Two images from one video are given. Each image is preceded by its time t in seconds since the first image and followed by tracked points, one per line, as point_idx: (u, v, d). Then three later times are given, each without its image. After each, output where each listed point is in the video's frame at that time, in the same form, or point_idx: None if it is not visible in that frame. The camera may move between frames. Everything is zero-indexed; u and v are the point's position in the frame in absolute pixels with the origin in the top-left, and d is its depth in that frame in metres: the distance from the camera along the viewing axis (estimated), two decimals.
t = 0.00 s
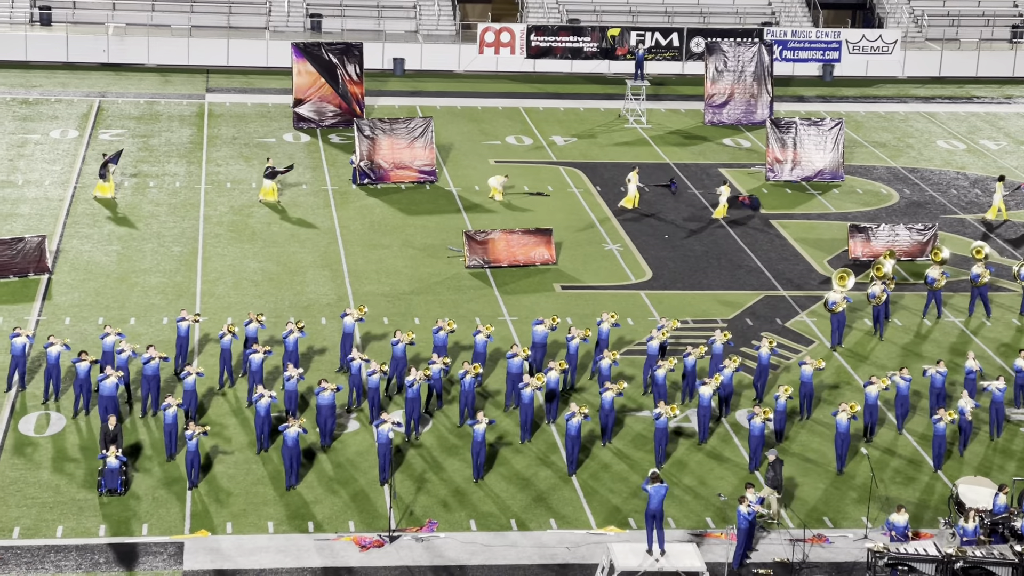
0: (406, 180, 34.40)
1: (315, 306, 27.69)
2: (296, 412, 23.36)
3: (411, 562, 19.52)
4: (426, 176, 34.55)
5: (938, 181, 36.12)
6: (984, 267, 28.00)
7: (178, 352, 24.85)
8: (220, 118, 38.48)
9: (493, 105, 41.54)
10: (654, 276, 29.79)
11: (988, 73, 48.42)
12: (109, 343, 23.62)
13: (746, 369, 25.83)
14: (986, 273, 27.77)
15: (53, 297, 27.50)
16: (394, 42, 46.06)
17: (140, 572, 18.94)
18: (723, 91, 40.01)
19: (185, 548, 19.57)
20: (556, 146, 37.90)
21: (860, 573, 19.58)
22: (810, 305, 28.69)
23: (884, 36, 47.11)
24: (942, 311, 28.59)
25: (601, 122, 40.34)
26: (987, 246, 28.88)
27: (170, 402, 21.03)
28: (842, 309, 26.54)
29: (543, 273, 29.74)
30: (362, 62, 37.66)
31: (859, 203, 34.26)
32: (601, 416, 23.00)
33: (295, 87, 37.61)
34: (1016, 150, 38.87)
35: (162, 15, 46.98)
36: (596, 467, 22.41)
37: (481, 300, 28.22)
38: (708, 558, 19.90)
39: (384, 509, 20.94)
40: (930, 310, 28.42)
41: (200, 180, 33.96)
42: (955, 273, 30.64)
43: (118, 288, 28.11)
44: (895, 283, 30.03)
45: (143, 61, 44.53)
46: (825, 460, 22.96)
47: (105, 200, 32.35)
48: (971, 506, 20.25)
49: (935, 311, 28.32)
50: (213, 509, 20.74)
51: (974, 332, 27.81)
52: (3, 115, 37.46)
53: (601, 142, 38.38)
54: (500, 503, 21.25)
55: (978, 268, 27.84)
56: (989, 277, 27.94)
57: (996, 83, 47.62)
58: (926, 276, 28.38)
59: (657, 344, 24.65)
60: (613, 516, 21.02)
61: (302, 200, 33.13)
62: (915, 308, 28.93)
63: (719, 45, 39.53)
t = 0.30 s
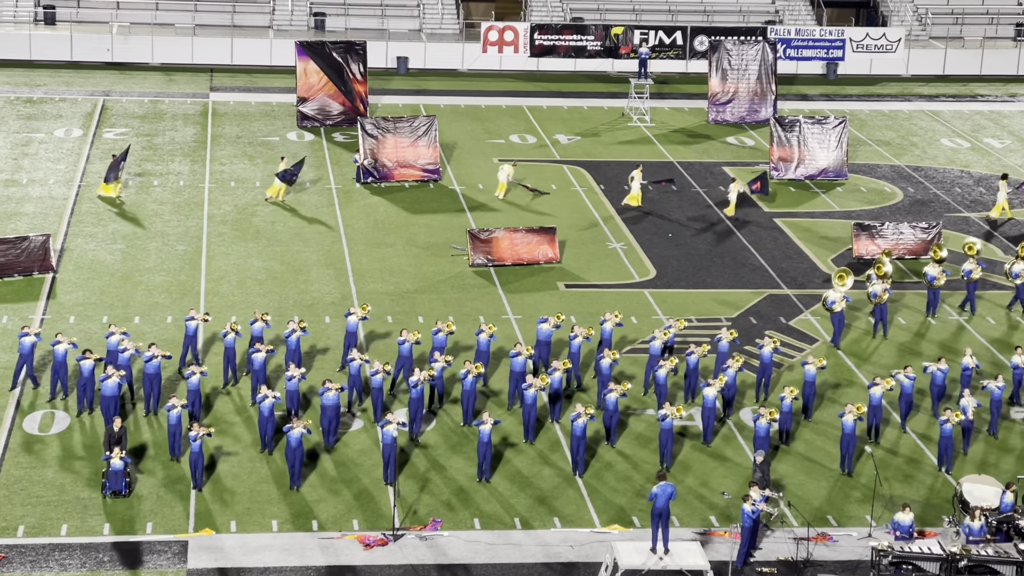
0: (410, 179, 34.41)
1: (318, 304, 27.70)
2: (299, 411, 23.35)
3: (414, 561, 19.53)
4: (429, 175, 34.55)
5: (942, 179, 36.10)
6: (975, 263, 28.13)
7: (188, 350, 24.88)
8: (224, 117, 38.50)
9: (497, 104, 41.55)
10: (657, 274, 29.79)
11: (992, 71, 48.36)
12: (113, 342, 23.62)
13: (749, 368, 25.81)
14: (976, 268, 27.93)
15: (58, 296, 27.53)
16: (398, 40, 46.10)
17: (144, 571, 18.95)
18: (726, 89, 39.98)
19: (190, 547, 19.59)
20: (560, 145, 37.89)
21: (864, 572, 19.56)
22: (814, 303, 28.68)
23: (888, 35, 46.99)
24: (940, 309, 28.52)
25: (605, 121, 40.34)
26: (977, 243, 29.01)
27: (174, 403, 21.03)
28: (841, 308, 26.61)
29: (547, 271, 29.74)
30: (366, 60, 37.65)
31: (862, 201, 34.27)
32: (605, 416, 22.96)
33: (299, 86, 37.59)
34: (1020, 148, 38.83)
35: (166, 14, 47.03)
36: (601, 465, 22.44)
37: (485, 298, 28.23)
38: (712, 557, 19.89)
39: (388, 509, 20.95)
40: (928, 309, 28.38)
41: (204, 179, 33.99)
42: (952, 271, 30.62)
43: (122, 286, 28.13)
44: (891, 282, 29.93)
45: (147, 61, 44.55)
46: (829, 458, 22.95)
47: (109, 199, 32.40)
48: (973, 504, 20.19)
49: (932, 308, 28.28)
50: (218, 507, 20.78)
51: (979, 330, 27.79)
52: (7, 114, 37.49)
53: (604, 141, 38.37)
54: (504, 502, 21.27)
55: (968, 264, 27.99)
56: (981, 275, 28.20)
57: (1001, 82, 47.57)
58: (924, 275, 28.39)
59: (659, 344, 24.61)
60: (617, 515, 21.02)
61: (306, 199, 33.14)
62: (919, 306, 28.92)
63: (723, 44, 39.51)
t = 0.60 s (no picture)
0: (413, 178, 34.40)
1: (321, 304, 27.70)
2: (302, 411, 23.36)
3: (416, 560, 19.53)
4: (432, 174, 34.54)
5: (945, 178, 36.07)
6: (965, 259, 28.16)
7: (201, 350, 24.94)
8: (227, 116, 38.51)
9: (500, 103, 41.55)
10: (660, 274, 29.77)
11: (995, 70, 48.28)
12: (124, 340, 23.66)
13: (752, 368, 25.77)
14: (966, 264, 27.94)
15: (61, 295, 27.55)
16: (401, 39, 46.12)
17: (148, 570, 18.96)
18: (729, 88, 39.96)
19: (193, 546, 19.60)
20: (562, 144, 37.87)
21: (867, 571, 19.55)
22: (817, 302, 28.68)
23: (891, 32, 47.36)
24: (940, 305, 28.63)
25: (608, 120, 40.33)
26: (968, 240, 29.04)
27: (177, 404, 21.01)
28: (838, 307, 26.60)
29: (550, 270, 29.72)
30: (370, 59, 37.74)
31: (865, 200, 34.28)
32: (608, 417, 22.91)
33: (302, 84, 37.58)
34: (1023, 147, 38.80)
35: (169, 13, 47.04)
36: (604, 464, 22.45)
37: (488, 297, 28.23)
38: (715, 556, 19.89)
39: (391, 508, 20.95)
40: (927, 307, 28.45)
41: (207, 179, 33.99)
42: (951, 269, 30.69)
43: (125, 286, 28.13)
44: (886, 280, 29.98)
45: (150, 60, 44.54)
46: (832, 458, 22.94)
47: (112, 199, 32.42)
48: (977, 503, 20.14)
49: (932, 306, 28.38)
50: (221, 506, 20.80)
51: (981, 329, 27.80)
52: (10, 113, 37.50)
53: (607, 140, 38.36)
54: (507, 501, 21.27)
55: (959, 261, 28.01)
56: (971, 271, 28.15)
57: (1004, 80, 47.53)
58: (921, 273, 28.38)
59: (666, 341, 24.58)
60: (620, 514, 21.03)
61: (309, 198, 33.14)
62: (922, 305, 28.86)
63: (726, 42, 39.55)
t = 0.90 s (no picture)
0: (414, 178, 34.42)
1: (322, 304, 27.70)
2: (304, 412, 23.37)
3: (418, 560, 19.54)
4: (433, 174, 34.55)
5: (947, 177, 36.07)
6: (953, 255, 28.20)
7: (219, 349, 25.07)
8: (228, 117, 38.54)
9: (501, 103, 41.54)
10: (662, 273, 29.76)
11: (996, 69, 48.27)
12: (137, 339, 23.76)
13: (754, 368, 25.78)
14: (955, 260, 27.97)
15: (62, 295, 27.58)
16: (402, 39, 46.13)
17: (150, 571, 18.97)
18: (730, 87, 39.93)
19: (194, 545, 19.62)
20: (563, 144, 37.86)
21: (869, 571, 19.54)
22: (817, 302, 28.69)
23: (892, 32, 47.34)
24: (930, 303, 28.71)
25: (609, 120, 40.34)
26: (957, 238, 29.18)
27: (177, 405, 21.01)
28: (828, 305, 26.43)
29: (551, 270, 29.71)
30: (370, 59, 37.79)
31: (867, 199, 34.27)
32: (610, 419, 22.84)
33: (303, 84, 37.60)
34: None
35: (170, 13, 47.12)
36: (605, 463, 22.45)
37: (489, 297, 28.24)
38: (716, 556, 19.89)
39: (392, 508, 20.97)
40: (918, 304, 28.53)
41: (208, 179, 34.01)
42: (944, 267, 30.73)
43: (126, 286, 28.16)
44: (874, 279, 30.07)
45: (151, 60, 44.55)
46: (833, 457, 22.94)
47: (114, 199, 32.44)
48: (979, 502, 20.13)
49: (924, 303, 28.46)
50: (223, 506, 20.81)
51: (983, 328, 27.77)
52: (11, 114, 37.53)
53: (609, 140, 38.35)
54: (508, 501, 21.28)
55: (947, 257, 28.04)
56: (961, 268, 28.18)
57: (1005, 79, 47.50)
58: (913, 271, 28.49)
59: (672, 338, 24.71)
60: (621, 514, 21.04)
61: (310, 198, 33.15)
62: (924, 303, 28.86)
63: (726, 42, 39.59)
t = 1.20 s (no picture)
0: (413, 179, 34.44)
1: (322, 304, 27.71)
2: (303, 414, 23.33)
3: (418, 560, 19.56)
4: (433, 174, 34.58)
5: (945, 177, 36.12)
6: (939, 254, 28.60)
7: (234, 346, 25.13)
8: (227, 117, 38.56)
9: (500, 104, 41.56)
10: (661, 274, 29.79)
11: (995, 69, 48.34)
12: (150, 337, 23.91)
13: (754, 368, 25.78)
14: (942, 258, 28.37)
15: (62, 297, 27.58)
16: (401, 40, 46.16)
17: (150, 572, 18.98)
18: (729, 89, 39.98)
19: (195, 547, 19.63)
20: (563, 144, 37.88)
21: (870, 571, 19.56)
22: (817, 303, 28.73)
23: (890, 32, 47.41)
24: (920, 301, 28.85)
25: (608, 120, 40.38)
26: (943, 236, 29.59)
27: (177, 408, 21.01)
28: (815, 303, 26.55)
29: (551, 271, 29.73)
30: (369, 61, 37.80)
31: (866, 199, 34.31)
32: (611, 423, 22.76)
33: (302, 86, 37.61)
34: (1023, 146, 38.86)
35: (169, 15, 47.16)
36: (605, 464, 22.47)
37: (489, 297, 28.26)
38: (716, 556, 19.91)
39: (392, 509, 20.98)
40: (907, 301, 28.67)
41: (208, 180, 34.03)
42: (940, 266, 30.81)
43: (126, 287, 28.17)
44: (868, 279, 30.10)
45: (150, 61, 44.56)
46: (833, 457, 22.95)
47: (113, 200, 32.45)
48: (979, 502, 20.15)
49: (913, 302, 28.58)
50: (224, 507, 20.82)
51: (981, 327, 27.81)
52: (11, 115, 37.55)
53: (608, 140, 38.38)
54: (509, 503, 21.29)
55: (934, 256, 28.46)
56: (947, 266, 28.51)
57: (1004, 80, 47.56)
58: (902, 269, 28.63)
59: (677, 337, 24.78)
60: (621, 515, 21.07)
61: (310, 199, 33.16)
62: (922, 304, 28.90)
63: (725, 44, 39.61)
